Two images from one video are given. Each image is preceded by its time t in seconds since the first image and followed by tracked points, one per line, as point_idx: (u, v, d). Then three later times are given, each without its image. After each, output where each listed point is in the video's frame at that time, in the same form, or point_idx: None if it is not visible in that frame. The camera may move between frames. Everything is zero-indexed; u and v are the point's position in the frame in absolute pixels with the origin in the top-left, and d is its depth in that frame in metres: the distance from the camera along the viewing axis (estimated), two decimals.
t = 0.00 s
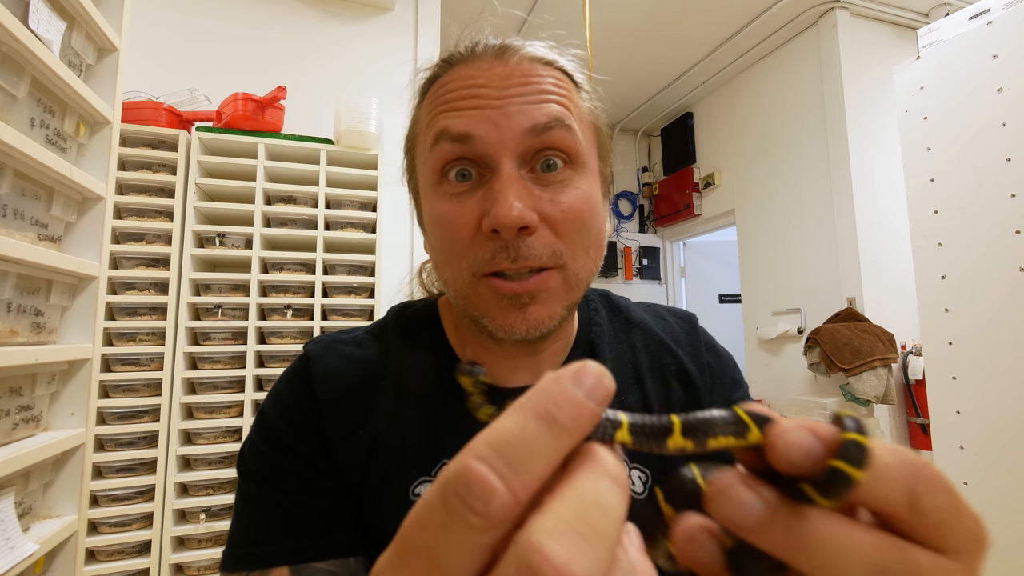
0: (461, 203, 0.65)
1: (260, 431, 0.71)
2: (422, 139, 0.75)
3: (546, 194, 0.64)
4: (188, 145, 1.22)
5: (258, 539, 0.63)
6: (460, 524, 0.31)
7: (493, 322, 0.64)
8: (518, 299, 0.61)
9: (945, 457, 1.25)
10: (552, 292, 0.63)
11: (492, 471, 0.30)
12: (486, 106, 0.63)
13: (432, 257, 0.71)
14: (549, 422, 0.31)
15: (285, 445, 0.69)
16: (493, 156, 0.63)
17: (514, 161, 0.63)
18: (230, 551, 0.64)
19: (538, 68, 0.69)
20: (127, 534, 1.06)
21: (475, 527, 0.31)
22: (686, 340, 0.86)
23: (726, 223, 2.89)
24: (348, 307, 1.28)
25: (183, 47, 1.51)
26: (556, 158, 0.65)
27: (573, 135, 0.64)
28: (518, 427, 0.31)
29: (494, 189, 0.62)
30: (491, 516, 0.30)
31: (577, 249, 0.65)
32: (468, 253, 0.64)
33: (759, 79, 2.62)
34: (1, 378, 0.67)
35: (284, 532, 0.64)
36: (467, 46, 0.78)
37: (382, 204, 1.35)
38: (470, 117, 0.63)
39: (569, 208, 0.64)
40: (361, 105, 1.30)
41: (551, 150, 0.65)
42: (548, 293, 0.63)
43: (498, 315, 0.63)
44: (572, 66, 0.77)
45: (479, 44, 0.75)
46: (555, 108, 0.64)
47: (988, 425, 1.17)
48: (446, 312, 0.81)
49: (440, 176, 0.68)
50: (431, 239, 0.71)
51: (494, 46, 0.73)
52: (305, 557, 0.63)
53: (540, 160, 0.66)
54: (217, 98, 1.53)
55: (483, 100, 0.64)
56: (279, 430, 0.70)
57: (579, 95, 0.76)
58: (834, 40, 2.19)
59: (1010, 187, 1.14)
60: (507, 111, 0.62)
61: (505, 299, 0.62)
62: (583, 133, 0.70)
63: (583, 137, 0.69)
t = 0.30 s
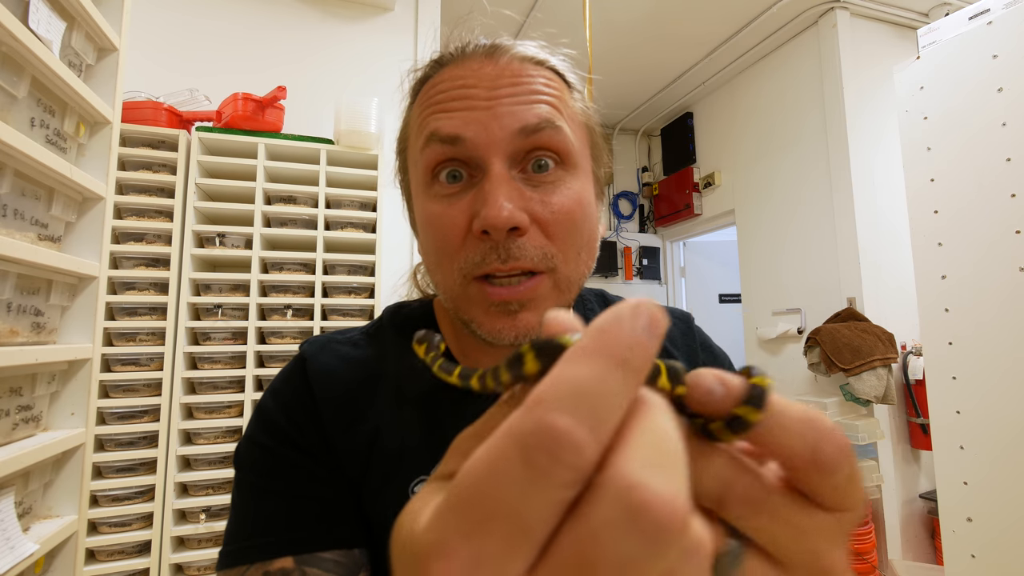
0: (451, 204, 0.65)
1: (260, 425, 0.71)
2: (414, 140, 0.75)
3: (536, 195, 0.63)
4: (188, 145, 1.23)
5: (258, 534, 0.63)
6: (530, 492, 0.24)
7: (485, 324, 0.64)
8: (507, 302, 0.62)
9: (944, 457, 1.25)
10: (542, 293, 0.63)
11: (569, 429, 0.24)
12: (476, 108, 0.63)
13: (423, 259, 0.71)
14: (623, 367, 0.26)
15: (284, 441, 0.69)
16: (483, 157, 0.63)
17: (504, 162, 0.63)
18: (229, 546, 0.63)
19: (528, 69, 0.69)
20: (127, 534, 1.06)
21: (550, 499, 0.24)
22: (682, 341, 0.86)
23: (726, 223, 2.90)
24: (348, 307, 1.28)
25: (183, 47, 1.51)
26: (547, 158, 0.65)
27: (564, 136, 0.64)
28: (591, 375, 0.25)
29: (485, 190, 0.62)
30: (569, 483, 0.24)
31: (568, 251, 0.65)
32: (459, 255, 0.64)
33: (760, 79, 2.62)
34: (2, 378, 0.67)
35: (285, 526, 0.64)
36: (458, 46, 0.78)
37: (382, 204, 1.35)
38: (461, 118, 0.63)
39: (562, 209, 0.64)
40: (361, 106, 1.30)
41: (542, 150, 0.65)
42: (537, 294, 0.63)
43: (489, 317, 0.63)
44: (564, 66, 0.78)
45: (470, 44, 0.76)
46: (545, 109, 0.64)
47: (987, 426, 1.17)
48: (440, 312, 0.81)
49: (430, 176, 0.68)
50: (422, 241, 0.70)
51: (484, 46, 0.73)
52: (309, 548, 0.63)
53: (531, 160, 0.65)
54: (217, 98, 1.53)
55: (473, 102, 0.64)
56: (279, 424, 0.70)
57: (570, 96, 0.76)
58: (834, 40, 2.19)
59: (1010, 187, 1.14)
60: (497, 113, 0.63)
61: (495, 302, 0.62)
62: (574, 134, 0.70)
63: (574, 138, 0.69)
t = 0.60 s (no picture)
0: (460, 200, 0.64)
1: (259, 422, 0.71)
2: (417, 138, 0.75)
3: (544, 190, 0.64)
4: (188, 145, 1.22)
5: (257, 529, 0.63)
6: (606, 458, 0.24)
7: (493, 319, 0.64)
8: (518, 297, 0.61)
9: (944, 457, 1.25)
10: (552, 287, 0.62)
11: (645, 399, 0.25)
12: (486, 105, 0.63)
13: (428, 258, 0.70)
14: (691, 346, 0.26)
15: (284, 438, 0.69)
16: (492, 153, 0.63)
17: (513, 157, 0.63)
18: (228, 541, 0.64)
19: (533, 67, 0.69)
20: (127, 534, 1.06)
21: (619, 466, 0.25)
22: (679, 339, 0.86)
23: (726, 223, 2.89)
24: (348, 307, 1.28)
25: (183, 47, 1.51)
26: (554, 156, 0.66)
27: (571, 133, 0.65)
28: (665, 350, 0.25)
29: (494, 185, 0.62)
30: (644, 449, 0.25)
31: (575, 246, 0.65)
32: (468, 249, 0.63)
33: (760, 78, 2.62)
34: (2, 378, 0.67)
35: (285, 521, 0.64)
36: (462, 45, 0.78)
37: (382, 204, 1.34)
38: (470, 116, 0.63)
39: (568, 205, 0.64)
40: (361, 106, 1.30)
41: (549, 148, 0.65)
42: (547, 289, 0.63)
43: (500, 312, 0.63)
44: (565, 66, 0.78)
45: (475, 44, 0.76)
46: (552, 107, 0.65)
47: (988, 426, 1.17)
48: (440, 313, 0.81)
49: (437, 173, 0.67)
50: (426, 239, 0.70)
51: (489, 45, 0.73)
52: (310, 541, 0.63)
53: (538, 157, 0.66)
54: (217, 98, 1.53)
55: (482, 98, 0.64)
56: (279, 421, 0.69)
57: (572, 96, 0.76)
58: (834, 40, 2.19)
59: (1010, 187, 1.14)
60: (506, 109, 0.63)
61: (506, 297, 0.62)
62: (578, 133, 0.71)
63: (579, 137, 0.70)
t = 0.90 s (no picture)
0: (465, 195, 0.64)
1: (259, 420, 0.71)
2: (422, 138, 0.75)
3: (549, 187, 0.64)
4: (188, 145, 1.23)
5: (255, 525, 0.62)
6: (620, 424, 0.25)
7: (495, 317, 0.63)
8: (522, 297, 0.61)
9: (945, 457, 1.25)
10: (555, 284, 0.62)
11: (665, 377, 0.25)
12: (492, 103, 0.63)
13: (431, 257, 0.70)
14: (721, 343, 0.27)
15: (283, 435, 0.69)
16: (498, 149, 0.63)
17: (518, 153, 0.63)
18: (226, 538, 0.63)
19: (537, 67, 0.70)
20: (128, 534, 1.06)
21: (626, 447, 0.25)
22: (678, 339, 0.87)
23: (726, 223, 2.90)
24: (348, 307, 1.28)
25: (183, 47, 1.51)
26: (557, 154, 0.66)
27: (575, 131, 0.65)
28: (692, 339, 0.26)
29: (500, 179, 0.62)
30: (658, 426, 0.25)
31: (577, 244, 0.65)
32: (473, 246, 0.63)
33: (760, 79, 2.62)
34: (2, 378, 0.67)
35: (284, 516, 0.63)
36: (469, 46, 0.78)
37: (382, 204, 1.34)
38: (477, 113, 0.63)
39: (571, 202, 0.65)
40: (361, 105, 1.30)
41: (553, 147, 0.65)
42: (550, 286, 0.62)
43: (505, 313, 0.62)
44: (567, 69, 0.78)
45: (480, 44, 0.76)
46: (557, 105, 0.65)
47: (988, 426, 1.17)
48: (440, 313, 0.81)
49: (442, 169, 0.67)
50: (430, 236, 0.69)
51: (493, 46, 0.74)
52: (310, 536, 0.63)
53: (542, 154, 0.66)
54: (217, 98, 1.53)
55: (488, 95, 0.64)
56: (279, 419, 0.69)
57: (574, 97, 0.76)
58: (834, 40, 2.19)
59: (1010, 187, 1.14)
60: (512, 105, 0.63)
61: (510, 297, 0.61)
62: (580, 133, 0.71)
63: (581, 137, 0.70)
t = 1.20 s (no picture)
0: (468, 192, 0.64)
1: (259, 416, 0.70)
2: (424, 136, 0.75)
3: (552, 184, 0.64)
4: (188, 145, 1.23)
5: (252, 519, 0.62)
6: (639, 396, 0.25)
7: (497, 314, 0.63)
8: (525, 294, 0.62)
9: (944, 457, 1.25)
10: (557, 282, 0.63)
11: (679, 356, 0.26)
12: (495, 100, 0.63)
13: (433, 254, 0.70)
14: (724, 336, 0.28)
15: (282, 431, 0.69)
16: (502, 146, 0.63)
17: (522, 149, 0.63)
18: (223, 533, 0.63)
19: (538, 66, 0.70)
20: (128, 534, 1.06)
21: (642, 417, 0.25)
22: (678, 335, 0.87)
23: (726, 223, 2.89)
24: (348, 307, 1.28)
25: (183, 47, 1.51)
26: (560, 152, 0.66)
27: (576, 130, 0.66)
28: (698, 331, 0.27)
29: (503, 176, 0.62)
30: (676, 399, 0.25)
31: (579, 243, 0.66)
32: (475, 242, 0.63)
33: (760, 79, 2.62)
34: (2, 378, 0.67)
35: (281, 510, 0.63)
36: (470, 46, 0.78)
37: (382, 204, 1.34)
38: (479, 110, 0.63)
39: (572, 200, 0.65)
40: (361, 106, 1.30)
41: (555, 144, 0.65)
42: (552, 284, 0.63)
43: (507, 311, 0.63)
44: (568, 70, 0.78)
45: (482, 45, 0.76)
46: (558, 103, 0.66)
47: (988, 427, 1.17)
48: (440, 313, 0.81)
49: (445, 166, 0.67)
50: (432, 234, 0.69)
51: (495, 47, 0.74)
52: (305, 532, 0.63)
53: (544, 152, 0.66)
54: (217, 98, 1.53)
55: (491, 92, 0.64)
56: (279, 415, 0.69)
57: (573, 97, 0.76)
58: (834, 40, 2.19)
59: (1010, 187, 1.14)
60: (515, 103, 0.63)
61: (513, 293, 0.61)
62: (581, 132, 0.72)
63: (583, 136, 0.71)
